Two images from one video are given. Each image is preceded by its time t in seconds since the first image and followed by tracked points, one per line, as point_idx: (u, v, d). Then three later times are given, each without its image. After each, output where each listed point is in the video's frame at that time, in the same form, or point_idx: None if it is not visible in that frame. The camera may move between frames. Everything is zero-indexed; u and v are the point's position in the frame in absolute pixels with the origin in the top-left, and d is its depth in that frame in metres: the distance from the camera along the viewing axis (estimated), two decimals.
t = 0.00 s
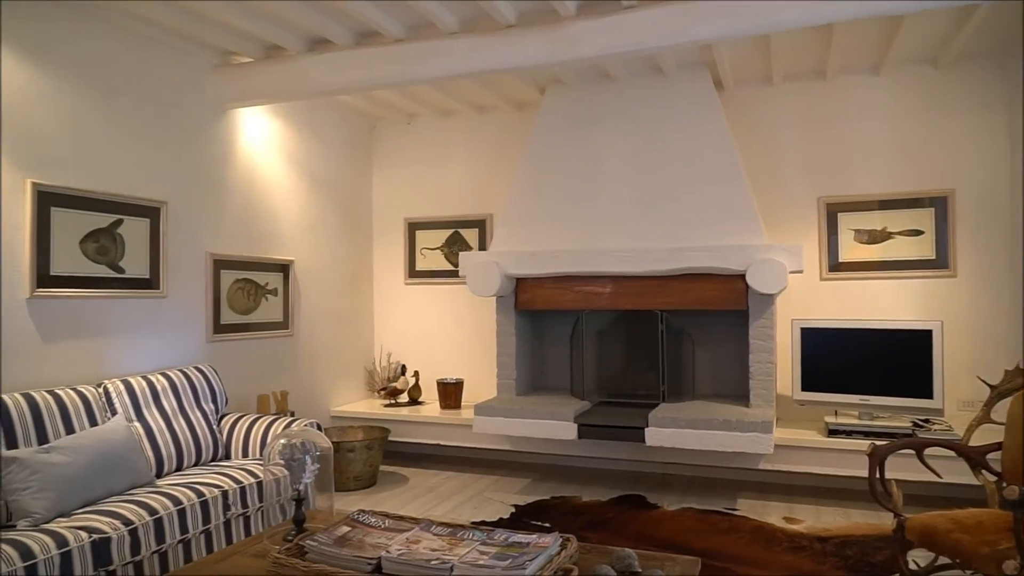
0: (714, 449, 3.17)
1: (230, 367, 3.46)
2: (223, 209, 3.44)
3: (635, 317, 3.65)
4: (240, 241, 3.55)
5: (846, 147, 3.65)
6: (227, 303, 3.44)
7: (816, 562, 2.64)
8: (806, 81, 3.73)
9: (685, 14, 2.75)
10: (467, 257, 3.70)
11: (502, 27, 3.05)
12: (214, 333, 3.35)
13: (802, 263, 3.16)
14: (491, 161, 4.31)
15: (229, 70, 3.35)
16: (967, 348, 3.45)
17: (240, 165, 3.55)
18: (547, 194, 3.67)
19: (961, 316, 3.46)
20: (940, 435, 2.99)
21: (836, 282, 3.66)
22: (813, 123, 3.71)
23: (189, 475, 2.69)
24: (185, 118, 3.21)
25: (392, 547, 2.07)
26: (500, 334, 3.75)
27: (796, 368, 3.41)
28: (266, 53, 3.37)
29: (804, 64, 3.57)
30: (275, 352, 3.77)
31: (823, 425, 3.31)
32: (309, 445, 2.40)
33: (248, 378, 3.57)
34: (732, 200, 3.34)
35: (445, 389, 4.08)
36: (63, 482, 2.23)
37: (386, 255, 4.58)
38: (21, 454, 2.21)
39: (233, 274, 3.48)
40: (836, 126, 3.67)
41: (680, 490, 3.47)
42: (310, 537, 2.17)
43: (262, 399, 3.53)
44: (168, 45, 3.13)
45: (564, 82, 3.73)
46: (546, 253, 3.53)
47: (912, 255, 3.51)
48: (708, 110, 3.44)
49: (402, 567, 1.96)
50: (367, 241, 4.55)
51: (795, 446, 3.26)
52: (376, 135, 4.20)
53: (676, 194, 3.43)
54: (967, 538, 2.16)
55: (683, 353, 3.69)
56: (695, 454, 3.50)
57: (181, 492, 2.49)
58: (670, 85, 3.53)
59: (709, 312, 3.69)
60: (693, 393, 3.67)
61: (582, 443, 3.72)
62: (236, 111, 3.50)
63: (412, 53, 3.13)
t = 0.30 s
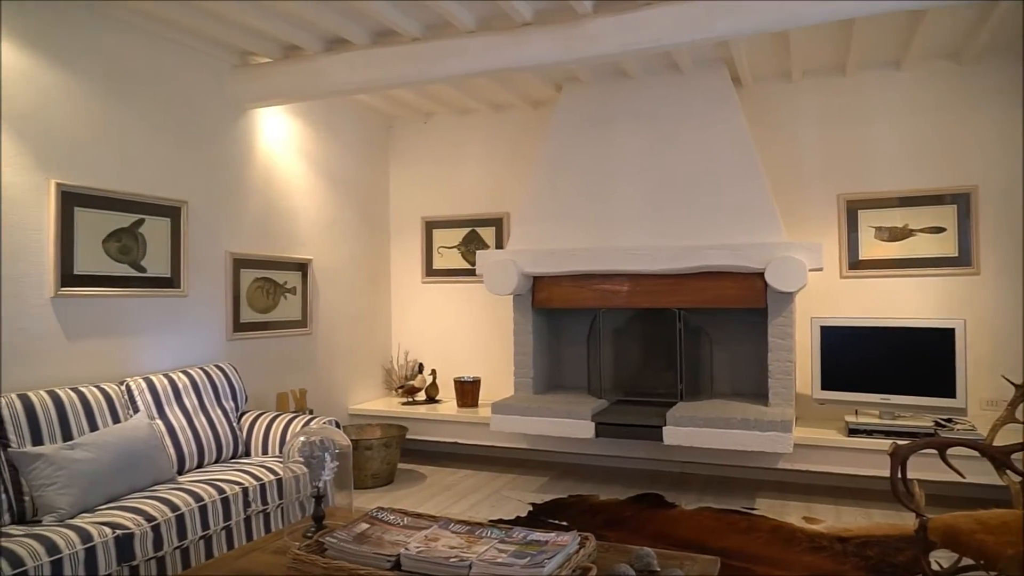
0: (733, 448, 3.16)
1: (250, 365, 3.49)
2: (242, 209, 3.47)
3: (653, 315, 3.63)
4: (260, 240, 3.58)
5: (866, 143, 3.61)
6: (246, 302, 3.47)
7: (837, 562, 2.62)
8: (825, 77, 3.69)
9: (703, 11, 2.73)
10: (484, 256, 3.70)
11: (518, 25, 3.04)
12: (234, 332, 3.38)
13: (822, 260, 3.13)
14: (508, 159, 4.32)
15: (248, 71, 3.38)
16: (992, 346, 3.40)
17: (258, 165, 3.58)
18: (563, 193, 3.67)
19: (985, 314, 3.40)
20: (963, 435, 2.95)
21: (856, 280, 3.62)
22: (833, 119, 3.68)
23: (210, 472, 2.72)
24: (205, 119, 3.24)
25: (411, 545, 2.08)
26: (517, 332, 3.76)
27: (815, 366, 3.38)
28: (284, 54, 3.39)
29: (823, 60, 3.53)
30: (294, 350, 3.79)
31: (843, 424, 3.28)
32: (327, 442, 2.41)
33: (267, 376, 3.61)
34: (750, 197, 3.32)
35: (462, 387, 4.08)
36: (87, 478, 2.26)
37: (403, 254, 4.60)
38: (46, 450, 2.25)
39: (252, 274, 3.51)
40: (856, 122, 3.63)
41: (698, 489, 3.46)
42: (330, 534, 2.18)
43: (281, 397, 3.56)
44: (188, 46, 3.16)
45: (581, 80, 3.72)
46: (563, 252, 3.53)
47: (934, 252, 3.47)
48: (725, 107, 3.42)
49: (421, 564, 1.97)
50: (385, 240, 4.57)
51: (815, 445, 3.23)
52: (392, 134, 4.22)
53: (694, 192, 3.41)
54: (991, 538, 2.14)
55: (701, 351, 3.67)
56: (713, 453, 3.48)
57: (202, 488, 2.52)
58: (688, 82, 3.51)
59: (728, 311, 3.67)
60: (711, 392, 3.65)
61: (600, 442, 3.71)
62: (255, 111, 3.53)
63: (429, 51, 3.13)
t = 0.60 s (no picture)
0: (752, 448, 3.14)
1: (269, 363, 3.53)
2: (262, 209, 3.50)
3: (671, 315, 3.62)
4: (280, 239, 3.61)
5: (887, 141, 3.57)
6: (266, 300, 3.50)
7: (857, 564, 2.59)
8: (846, 73, 3.65)
9: (723, 8, 2.70)
10: (501, 255, 3.70)
11: (536, 24, 3.04)
12: (253, 330, 3.42)
13: (842, 259, 3.10)
14: (525, 158, 4.32)
15: (267, 72, 3.41)
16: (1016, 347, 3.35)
17: (277, 164, 3.60)
18: (581, 191, 3.66)
19: (1008, 314, 3.35)
20: (987, 436, 2.91)
21: (877, 279, 3.58)
22: (853, 117, 3.64)
23: (230, 469, 2.75)
24: (224, 119, 3.28)
25: (429, 542, 2.09)
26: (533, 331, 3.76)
27: (835, 366, 3.35)
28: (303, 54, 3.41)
29: (843, 57, 3.49)
30: (312, 349, 3.82)
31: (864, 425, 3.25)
32: (346, 440, 2.43)
33: (287, 374, 3.64)
34: (769, 195, 3.30)
35: (479, 386, 4.09)
36: (111, 474, 2.30)
37: (421, 253, 4.61)
38: (72, 446, 2.29)
39: (272, 273, 3.54)
40: (877, 119, 3.59)
41: (716, 489, 3.44)
42: (349, 530, 2.19)
43: (301, 394, 3.59)
44: (208, 47, 3.19)
45: (598, 79, 3.71)
46: (580, 251, 3.53)
47: (957, 251, 3.42)
48: (744, 104, 3.40)
49: (439, 562, 1.97)
50: (402, 239, 4.59)
51: (835, 446, 3.20)
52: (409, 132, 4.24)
53: (712, 191, 3.39)
54: (1017, 541, 2.10)
55: (719, 351, 3.65)
56: (731, 454, 3.46)
57: (224, 484, 2.54)
58: (706, 80, 3.49)
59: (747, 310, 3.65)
60: (730, 391, 3.63)
61: (616, 442, 3.70)
62: (274, 111, 3.56)
63: (446, 51, 3.14)
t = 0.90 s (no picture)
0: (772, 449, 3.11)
1: (289, 363, 3.56)
2: (282, 210, 3.53)
3: (689, 315, 3.60)
4: (299, 239, 3.64)
5: (908, 139, 3.53)
6: (286, 300, 3.53)
7: (879, 567, 2.56)
8: (866, 71, 3.62)
9: (742, 6, 2.68)
10: (518, 256, 3.71)
11: (554, 24, 3.04)
12: (273, 330, 3.44)
13: (863, 259, 3.07)
14: (542, 158, 4.32)
15: (286, 74, 3.44)
16: None
17: (296, 165, 3.63)
18: (598, 191, 3.65)
19: None
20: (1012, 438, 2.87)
21: (898, 279, 3.54)
22: (874, 115, 3.60)
23: (251, 468, 2.77)
24: (244, 121, 3.31)
25: (448, 542, 2.09)
26: (551, 331, 3.75)
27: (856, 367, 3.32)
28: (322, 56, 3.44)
29: (863, 55, 3.46)
30: (331, 348, 3.85)
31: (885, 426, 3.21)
32: (365, 439, 2.43)
33: (306, 373, 3.66)
34: (789, 194, 3.27)
35: (497, 386, 4.09)
36: (135, 472, 2.33)
37: (438, 253, 4.63)
38: (96, 444, 2.33)
39: (291, 273, 3.57)
40: (898, 117, 3.55)
41: (735, 491, 3.42)
42: (369, 530, 2.20)
43: (320, 393, 3.61)
44: (228, 50, 3.23)
45: (615, 79, 3.70)
46: (597, 251, 3.52)
47: (980, 251, 3.37)
48: (763, 103, 3.38)
49: (459, 562, 1.98)
50: (420, 240, 4.60)
51: (856, 448, 3.17)
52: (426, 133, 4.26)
53: (731, 190, 3.37)
54: None
55: (738, 351, 3.62)
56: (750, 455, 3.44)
57: (245, 483, 2.57)
58: (725, 79, 3.47)
59: (766, 310, 3.63)
60: (749, 392, 3.60)
61: (634, 442, 3.69)
62: (293, 113, 3.59)
63: (464, 52, 3.15)
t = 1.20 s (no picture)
0: (792, 451, 3.08)
1: (310, 363, 3.58)
2: (302, 212, 3.55)
3: (710, 316, 3.58)
4: (320, 241, 3.67)
5: (932, 138, 3.48)
6: (306, 301, 3.56)
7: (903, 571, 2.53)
8: (889, 70, 3.58)
9: (763, 5, 2.66)
10: (537, 257, 3.71)
11: (573, 25, 3.04)
12: (294, 331, 3.47)
13: (887, 259, 3.04)
14: (560, 159, 4.32)
15: (307, 76, 3.47)
16: None
17: (317, 167, 3.66)
18: (617, 192, 3.65)
19: None
20: None
21: (922, 280, 3.50)
22: (897, 114, 3.56)
23: (272, 467, 2.80)
24: (266, 124, 3.34)
25: (469, 542, 2.10)
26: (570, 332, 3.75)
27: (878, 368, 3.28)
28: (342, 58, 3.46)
29: (886, 53, 3.42)
30: (351, 348, 3.87)
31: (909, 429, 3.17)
32: (385, 439, 2.43)
33: (326, 374, 3.69)
34: (810, 194, 3.25)
35: (516, 387, 4.09)
36: (160, 470, 2.36)
37: (457, 254, 4.64)
38: (122, 443, 2.36)
39: (312, 274, 3.60)
40: (922, 116, 3.51)
41: (756, 493, 3.39)
42: (390, 529, 2.21)
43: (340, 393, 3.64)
44: (250, 53, 3.26)
45: (634, 79, 3.69)
46: (616, 251, 3.51)
47: (1007, 251, 3.32)
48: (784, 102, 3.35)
49: (479, 562, 1.98)
50: (438, 240, 4.62)
51: (880, 451, 3.13)
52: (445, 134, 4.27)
53: (751, 190, 3.35)
54: None
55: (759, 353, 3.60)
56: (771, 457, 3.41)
57: (267, 482, 2.59)
58: (745, 78, 3.45)
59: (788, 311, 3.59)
60: (769, 394, 3.57)
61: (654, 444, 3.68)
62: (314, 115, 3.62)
63: (483, 54, 3.15)
